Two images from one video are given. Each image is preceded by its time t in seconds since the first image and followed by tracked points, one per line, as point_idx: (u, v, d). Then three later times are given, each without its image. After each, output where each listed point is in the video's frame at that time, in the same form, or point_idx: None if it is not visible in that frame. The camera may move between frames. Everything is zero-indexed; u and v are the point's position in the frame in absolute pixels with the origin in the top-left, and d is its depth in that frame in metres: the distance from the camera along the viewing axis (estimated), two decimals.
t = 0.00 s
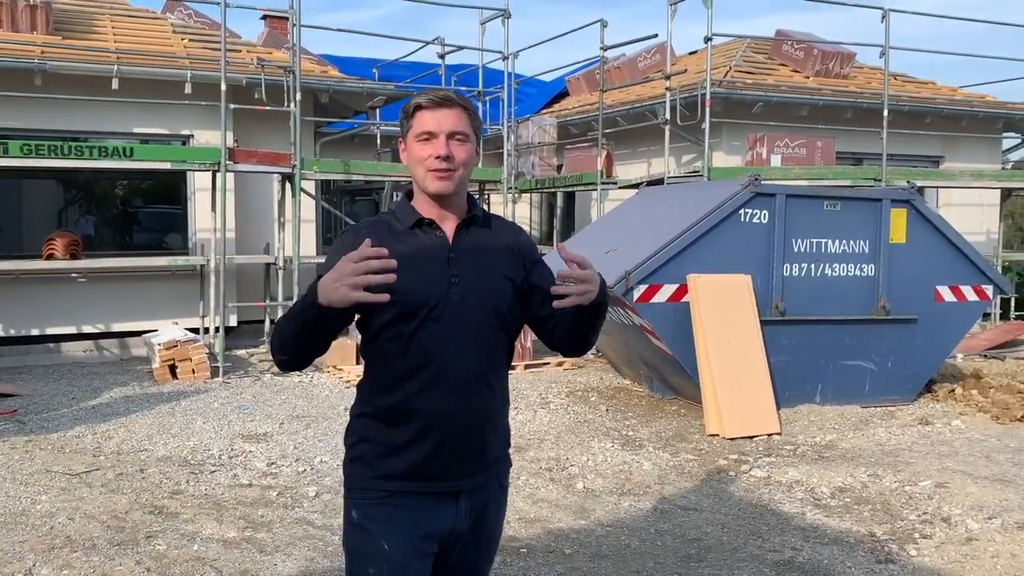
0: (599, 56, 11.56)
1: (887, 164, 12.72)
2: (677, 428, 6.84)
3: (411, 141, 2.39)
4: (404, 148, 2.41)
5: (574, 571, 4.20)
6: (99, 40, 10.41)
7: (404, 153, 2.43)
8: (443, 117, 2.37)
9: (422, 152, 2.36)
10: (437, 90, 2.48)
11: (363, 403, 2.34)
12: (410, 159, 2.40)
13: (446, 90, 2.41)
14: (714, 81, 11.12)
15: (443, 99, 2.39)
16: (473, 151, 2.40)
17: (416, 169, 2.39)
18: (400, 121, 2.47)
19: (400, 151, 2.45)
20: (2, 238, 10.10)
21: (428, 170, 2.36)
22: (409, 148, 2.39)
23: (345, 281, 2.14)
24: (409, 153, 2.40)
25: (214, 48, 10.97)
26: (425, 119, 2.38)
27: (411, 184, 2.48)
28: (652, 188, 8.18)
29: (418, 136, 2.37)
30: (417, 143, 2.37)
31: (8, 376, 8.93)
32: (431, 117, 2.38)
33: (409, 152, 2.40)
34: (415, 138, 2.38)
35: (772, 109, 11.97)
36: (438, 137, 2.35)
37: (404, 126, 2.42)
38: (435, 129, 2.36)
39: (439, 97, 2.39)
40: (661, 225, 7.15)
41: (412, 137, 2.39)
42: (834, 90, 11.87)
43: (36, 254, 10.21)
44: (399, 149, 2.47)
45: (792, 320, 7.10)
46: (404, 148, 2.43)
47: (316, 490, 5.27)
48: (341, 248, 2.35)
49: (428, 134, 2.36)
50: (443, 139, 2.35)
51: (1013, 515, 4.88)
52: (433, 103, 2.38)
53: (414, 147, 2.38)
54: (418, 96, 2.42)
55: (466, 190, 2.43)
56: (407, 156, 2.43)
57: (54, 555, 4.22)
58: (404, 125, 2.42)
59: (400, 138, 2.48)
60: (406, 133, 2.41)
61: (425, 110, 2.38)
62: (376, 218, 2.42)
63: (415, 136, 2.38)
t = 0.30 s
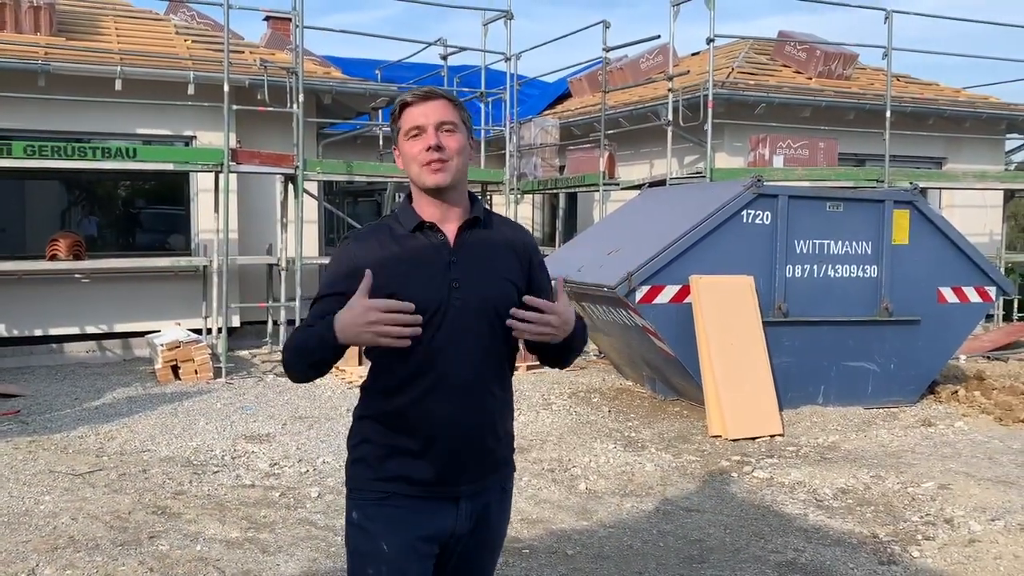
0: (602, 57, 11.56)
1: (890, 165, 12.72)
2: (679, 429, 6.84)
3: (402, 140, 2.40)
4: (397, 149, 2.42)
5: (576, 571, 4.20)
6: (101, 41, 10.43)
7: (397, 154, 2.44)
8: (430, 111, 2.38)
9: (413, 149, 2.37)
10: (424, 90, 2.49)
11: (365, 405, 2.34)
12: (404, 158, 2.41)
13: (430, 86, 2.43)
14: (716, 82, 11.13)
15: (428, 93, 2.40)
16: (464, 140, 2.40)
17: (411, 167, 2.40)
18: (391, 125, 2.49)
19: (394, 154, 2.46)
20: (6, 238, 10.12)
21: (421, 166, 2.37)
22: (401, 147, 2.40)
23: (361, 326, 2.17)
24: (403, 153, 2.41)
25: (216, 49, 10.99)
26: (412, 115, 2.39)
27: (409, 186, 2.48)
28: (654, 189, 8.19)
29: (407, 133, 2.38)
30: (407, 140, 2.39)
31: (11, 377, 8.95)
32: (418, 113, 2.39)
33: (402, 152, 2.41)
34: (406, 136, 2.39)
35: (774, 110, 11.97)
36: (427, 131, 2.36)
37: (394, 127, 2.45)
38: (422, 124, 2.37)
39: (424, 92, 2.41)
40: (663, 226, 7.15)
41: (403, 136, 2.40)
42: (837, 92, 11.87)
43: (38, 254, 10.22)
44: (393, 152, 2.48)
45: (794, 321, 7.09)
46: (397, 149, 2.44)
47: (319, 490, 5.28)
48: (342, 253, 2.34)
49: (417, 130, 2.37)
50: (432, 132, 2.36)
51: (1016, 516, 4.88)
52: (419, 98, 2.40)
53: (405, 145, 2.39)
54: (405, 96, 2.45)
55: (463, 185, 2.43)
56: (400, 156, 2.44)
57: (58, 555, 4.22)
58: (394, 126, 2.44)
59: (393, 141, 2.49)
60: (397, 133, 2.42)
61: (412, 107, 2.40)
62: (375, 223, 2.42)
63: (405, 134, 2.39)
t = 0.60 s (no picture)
0: (604, 58, 11.56)
1: (893, 164, 12.70)
2: (682, 429, 6.84)
3: (408, 148, 2.39)
4: (401, 155, 2.41)
5: (579, 571, 4.21)
6: (104, 43, 10.46)
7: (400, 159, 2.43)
8: (438, 121, 2.36)
9: (419, 157, 2.37)
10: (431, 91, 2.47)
11: (368, 406, 2.35)
12: (407, 164, 2.41)
13: (438, 94, 2.40)
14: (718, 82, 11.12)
15: (436, 102, 2.38)
16: (471, 150, 2.39)
17: (414, 174, 2.40)
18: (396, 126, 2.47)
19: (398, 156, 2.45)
20: (10, 240, 10.15)
21: (426, 174, 2.36)
22: (406, 154, 2.39)
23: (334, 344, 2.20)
24: (406, 159, 2.40)
25: (219, 50, 11.01)
26: (418, 125, 2.37)
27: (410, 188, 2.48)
28: (657, 189, 8.19)
29: (413, 142, 2.37)
30: (413, 149, 2.37)
31: (16, 379, 8.97)
32: (425, 122, 2.37)
33: (406, 158, 2.40)
34: (411, 144, 2.38)
35: (777, 109, 11.97)
36: (434, 141, 2.35)
37: (399, 132, 2.43)
38: (430, 134, 2.35)
39: (432, 101, 2.39)
40: (666, 226, 7.15)
41: (408, 143, 2.39)
42: (839, 91, 11.85)
43: (43, 256, 10.26)
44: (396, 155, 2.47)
45: (798, 321, 7.09)
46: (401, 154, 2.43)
47: (323, 491, 5.28)
48: (344, 255, 2.35)
49: (423, 140, 2.36)
50: (440, 144, 2.35)
51: (1020, 516, 4.87)
52: (428, 107, 2.38)
53: (411, 153, 2.38)
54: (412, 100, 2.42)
55: (465, 192, 2.43)
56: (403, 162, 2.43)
57: (63, 556, 4.24)
58: (399, 132, 2.42)
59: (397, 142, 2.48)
60: (403, 139, 2.41)
61: (420, 115, 2.38)
62: (377, 224, 2.42)
63: (410, 142, 2.38)
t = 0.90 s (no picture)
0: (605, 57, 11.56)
1: (895, 163, 12.69)
2: (685, 428, 6.84)
3: (413, 144, 2.38)
4: (405, 150, 2.41)
5: (581, 571, 4.21)
6: (106, 45, 10.47)
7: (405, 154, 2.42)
8: (446, 118, 2.37)
9: (426, 154, 2.36)
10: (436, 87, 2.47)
11: (368, 404, 2.35)
12: (412, 160, 2.40)
13: (445, 91, 2.41)
14: (720, 82, 11.12)
15: (444, 100, 2.39)
16: (475, 149, 2.40)
17: (418, 170, 2.39)
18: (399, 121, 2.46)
19: (400, 152, 2.44)
20: (13, 241, 10.18)
21: (432, 171, 2.36)
22: (412, 150, 2.39)
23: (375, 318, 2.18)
24: (411, 155, 2.40)
25: (221, 52, 11.03)
26: (427, 120, 2.37)
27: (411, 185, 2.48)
28: (658, 189, 8.19)
29: (421, 137, 2.37)
30: (420, 144, 2.37)
31: (19, 379, 9.00)
32: (433, 118, 2.37)
33: (411, 153, 2.39)
34: (418, 140, 2.37)
35: (779, 108, 11.96)
36: (442, 138, 2.35)
37: (404, 127, 2.42)
38: (438, 130, 2.36)
39: (440, 98, 2.39)
40: (668, 226, 7.16)
41: (415, 139, 2.38)
42: (841, 90, 11.84)
43: (48, 257, 10.28)
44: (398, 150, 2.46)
45: (800, 320, 7.08)
46: (405, 149, 2.42)
47: (325, 491, 5.29)
48: (346, 250, 2.37)
49: (431, 135, 2.36)
50: (447, 141, 2.35)
51: None
52: (436, 103, 2.38)
53: (418, 148, 2.37)
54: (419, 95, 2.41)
55: (468, 191, 2.44)
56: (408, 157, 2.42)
57: (66, 557, 4.25)
58: (404, 127, 2.42)
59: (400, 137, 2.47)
60: (408, 134, 2.40)
61: (427, 110, 2.38)
62: (379, 221, 2.43)
63: (418, 137, 2.37)
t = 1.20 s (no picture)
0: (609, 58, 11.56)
1: (900, 163, 12.67)
2: (688, 428, 6.85)
3: (452, 136, 2.36)
4: (440, 141, 2.36)
5: (583, 571, 4.20)
6: (111, 45, 10.49)
7: (441, 145, 2.37)
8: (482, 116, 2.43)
9: (471, 149, 2.37)
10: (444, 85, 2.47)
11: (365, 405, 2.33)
12: (451, 153, 2.37)
13: (471, 88, 2.45)
14: (724, 82, 11.11)
15: (477, 98, 2.44)
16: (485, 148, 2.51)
17: (452, 163, 2.38)
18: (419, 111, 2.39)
19: (425, 143, 2.37)
20: (18, 241, 10.21)
21: (475, 166, 2.39)
22: (457, 142, 2.36)
23: (443, 346, 2.20)
24: (450, 146, 2.36)
25: (226, 52, 11.04)
26: (472, 115, 2.39)
27: (419, 179, 2.41)
28: (661, 189, 8.20)
29: (468, 132, 2.37)
30: (466, 139, 2.37)
31: (24, 379, 9.03)
32: (475, 114, 2.40)
33: (453, 145, 2.36)
34: (463, 134, 2.37)
35: (784, 108, 11.95)
36: (483, 135, 2.41)
37: (444, 117, 2.37)
38: (481, 128, 2.40)
39: (473, 95, 2.43)
40: (672, 226, 7.16)
41: (458, 132, 2.36)
42: (845, 90, 11.83)
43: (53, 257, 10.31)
44: (422, 138, 2.38)
45: (804, 321, 7.08)
46: (439, 140, 2.37)
47: (329, 491, 5.31)
48: (346, 252, 2.28)
49: (476, 131, 2.39)
50: (488, 139, 2.42)
51: None
52: (472, 100, 2.41)
53: (463, 143, 2.37)
54: (449, 89, 2.41)
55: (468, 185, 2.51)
56: (441, 148, 2.38)
57: (70, 556, 4.26)
58: (447, 118, 2.37)
59: (416, 128, 2.39)
60: (445, 126, 2.36)
61: (465, 106, 2.39)
62: (369, 217, 2.38)
63: (465, 131, 2.37)
